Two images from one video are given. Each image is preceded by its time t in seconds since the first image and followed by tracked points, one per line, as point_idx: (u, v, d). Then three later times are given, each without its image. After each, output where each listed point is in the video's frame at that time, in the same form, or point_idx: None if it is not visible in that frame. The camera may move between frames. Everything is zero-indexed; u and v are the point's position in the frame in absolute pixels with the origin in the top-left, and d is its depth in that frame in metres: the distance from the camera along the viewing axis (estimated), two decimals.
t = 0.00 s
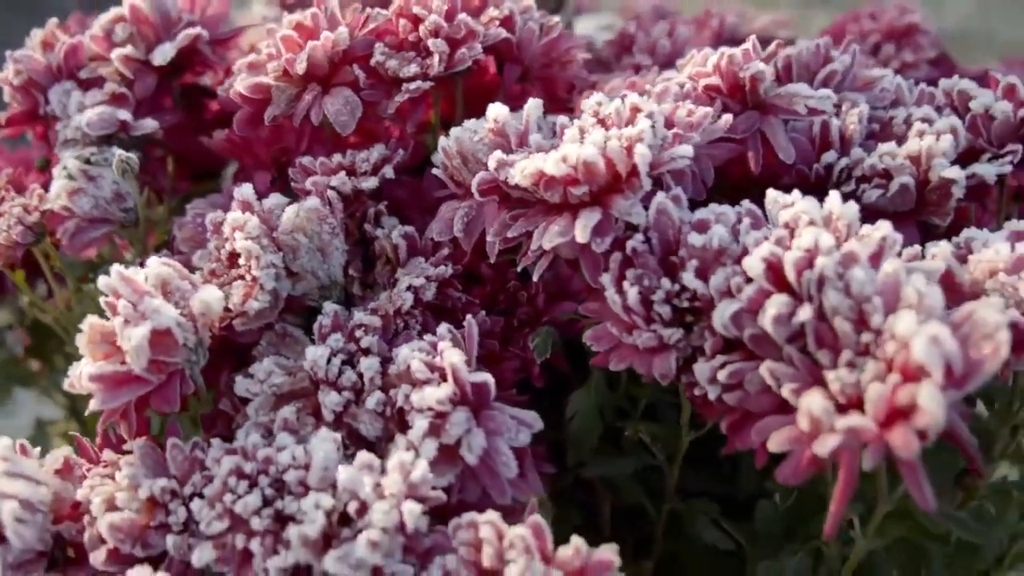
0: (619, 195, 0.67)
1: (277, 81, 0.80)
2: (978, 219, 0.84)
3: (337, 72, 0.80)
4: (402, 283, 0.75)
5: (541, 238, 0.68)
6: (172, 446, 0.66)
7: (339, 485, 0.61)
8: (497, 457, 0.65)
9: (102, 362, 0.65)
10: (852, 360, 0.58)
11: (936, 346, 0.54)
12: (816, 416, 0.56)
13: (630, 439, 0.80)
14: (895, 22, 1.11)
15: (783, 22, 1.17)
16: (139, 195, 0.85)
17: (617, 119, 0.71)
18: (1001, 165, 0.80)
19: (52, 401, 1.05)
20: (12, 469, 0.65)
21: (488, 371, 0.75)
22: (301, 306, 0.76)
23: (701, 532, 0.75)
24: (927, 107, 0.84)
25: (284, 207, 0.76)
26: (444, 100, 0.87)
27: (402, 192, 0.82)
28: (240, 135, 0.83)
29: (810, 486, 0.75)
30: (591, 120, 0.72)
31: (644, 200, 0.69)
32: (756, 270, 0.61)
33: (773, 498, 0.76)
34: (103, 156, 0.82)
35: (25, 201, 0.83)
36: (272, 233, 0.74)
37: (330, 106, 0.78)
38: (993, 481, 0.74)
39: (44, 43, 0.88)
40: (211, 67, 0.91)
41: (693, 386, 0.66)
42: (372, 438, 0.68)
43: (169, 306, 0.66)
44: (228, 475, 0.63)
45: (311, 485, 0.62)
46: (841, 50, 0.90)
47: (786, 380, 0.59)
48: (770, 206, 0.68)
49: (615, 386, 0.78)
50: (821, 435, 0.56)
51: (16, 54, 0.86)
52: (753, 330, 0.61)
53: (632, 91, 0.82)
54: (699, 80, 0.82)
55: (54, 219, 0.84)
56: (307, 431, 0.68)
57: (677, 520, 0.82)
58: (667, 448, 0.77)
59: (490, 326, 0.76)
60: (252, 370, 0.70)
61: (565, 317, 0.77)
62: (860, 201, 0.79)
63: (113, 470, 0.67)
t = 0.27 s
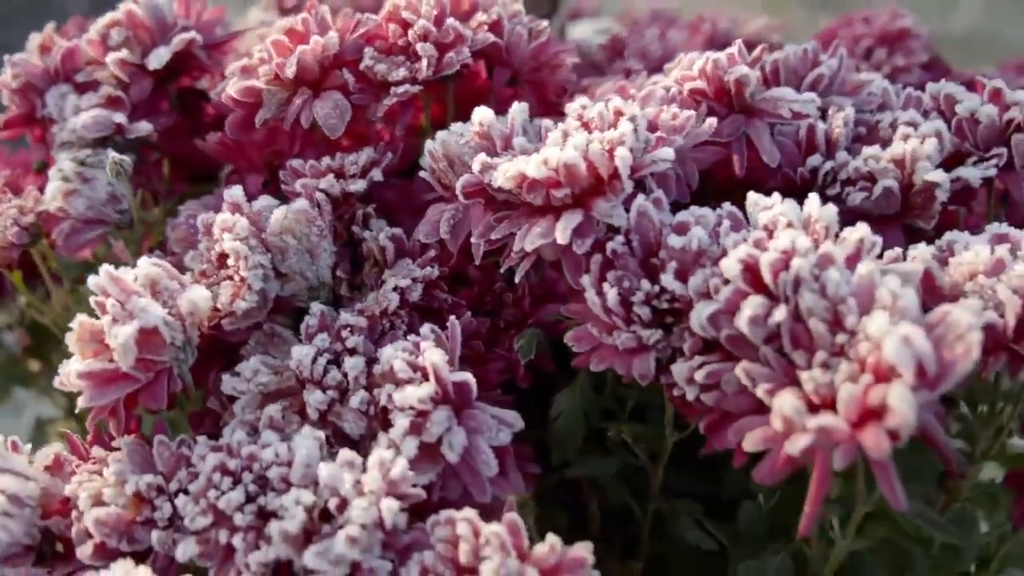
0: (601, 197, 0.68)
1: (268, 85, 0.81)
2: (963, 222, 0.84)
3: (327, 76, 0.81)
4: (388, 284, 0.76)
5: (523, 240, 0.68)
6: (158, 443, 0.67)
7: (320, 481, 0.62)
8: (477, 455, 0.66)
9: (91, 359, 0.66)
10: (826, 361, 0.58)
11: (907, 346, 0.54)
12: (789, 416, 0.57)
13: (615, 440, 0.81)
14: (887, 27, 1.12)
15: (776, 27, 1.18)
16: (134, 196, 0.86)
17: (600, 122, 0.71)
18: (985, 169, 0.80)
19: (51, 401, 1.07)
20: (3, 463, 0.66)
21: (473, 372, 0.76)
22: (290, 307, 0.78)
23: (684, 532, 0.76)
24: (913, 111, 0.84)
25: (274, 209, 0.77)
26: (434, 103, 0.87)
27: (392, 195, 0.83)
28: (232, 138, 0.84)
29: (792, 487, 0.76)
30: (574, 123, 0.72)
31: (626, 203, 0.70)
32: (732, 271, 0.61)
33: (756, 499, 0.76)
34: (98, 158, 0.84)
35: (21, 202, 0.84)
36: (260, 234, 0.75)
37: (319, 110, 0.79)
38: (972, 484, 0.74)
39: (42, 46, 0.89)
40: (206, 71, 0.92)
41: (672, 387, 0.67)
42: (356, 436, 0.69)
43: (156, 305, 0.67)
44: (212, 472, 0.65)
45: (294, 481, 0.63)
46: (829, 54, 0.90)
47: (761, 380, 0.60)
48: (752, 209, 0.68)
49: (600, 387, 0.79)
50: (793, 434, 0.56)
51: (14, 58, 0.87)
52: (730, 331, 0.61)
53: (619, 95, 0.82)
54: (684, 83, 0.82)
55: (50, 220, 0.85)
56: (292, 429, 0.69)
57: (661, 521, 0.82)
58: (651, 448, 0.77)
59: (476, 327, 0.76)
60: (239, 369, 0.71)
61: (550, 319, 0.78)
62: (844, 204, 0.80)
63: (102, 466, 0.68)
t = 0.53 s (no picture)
0: (577, 198, 0.68)
1: (252, 89, 0.82)
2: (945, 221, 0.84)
3: (311, 79, 0.82)
4: (369, 285, 0.77)
5: (500, 240, 0.69)
6: (141, 441, 0.68)
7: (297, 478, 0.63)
8: (454, 453, 0.67)
9: (74, 359, 0.67)
10: (796, 358, 0.59)
11: (874, 343, 0.54)
12: (757, 413, 0.57)
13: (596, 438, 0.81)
14: (875, 27, 1.12)
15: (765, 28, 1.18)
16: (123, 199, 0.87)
17: (578, 123, 0.72)
18: (965, 168, 0.80)
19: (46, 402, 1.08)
20: None
21: (454, 371, 0.77)
22: (274, 308, 0.78)
23: (662, 530, 0.77)
24: (895, 111, 0.85)
25: (258, 211, 0.78)
26: (418, 106, 0.88)
27: (376, 196, 0.84)
28: (218, 141, 0.85)
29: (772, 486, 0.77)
30: (552, 124, 0.73)
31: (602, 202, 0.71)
32: (704, 270, 0.62)
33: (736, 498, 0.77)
34: (87, 161, 0.85)
35: (12, 206, 0.86)
36: (244, 236, 0.76)
37: (303, 114, 0.80)
38: (952, 482, 0.74)
39: (33, 52, 0.90)
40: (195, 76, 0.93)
41: (647, 385, 0.67)
42: (336, 435, 0.70)
43: (138, 305, 0.68)
44: (193, 469, 0.65)
45: (272, 478, 0.64)
46: (811, 55, 0.90)
47: (731, 378, 0.60)
48: (728, 208, 0.68)
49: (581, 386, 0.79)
50: (762, 431, 0.57)
51: (7, 65, 0.89)
52: (702, 328, 0.62)
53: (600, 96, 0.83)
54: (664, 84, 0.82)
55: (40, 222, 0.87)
56: (273, 428, 0.70)
57: (643, 519, 0.83)
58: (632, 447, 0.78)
59: (457, 327, 0.77)
60: (221, 368, 0.72)
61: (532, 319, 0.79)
62: (824, 203, 0.80)
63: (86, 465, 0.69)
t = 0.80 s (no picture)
0: (560, 195, 0.69)
1: (243, 89, 0.83)
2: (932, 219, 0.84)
3: (300, 79, 0.83)
4: (356, 282, 0.77)
5: (483, 236, 0.70)
6: (128, 436, 0.69)
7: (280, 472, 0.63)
8: (437, 448, 0.67)
9: (63, 354, 0.68)
10: (773, 353, 0.59)
11: (849, 338, 0.55)
12: (733, 407, 0.57)
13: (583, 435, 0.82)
14: (867, 27, 1.12)
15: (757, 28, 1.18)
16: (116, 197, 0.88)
17: (562, 121, 0.72)
18: (952, 166, 0.80)
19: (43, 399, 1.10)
20: None
21: (440, 367, 0.77)
22: (262, 305, 0.79)
23: (648, 526, 0.78)
24: (882, 109, 0.85)
25: (247, 209, 0.79)
26: (407, 105, 0.89)
27: (365, 194, 0.85)
28: (209, 141, 0.86)
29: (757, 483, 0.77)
30: (536, 122, 0.74)
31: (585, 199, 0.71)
32: (683, 266, 0.62)
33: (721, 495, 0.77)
34: (81, 160, 0.86)
35: (7, 205, 0.87)
36: (233, 233, 0.77)
37: (292, 113, 0.81)
38: (938, 479, 0.74)
39: (28, 52, 0.91)
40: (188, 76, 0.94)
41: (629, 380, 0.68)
42: (321, 430, 0.70)
43: (126, 301, 0.69)
44: (178, 462, 0.66)
45: (255, 471, 0.64)
46: (800, 54, 0.91)
47: (709, 373, 0.60)
48: (710, 205, 0.69)
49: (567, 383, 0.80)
50: (738, 425, 0.57)
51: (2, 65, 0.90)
52: (681, 324, 0.62)
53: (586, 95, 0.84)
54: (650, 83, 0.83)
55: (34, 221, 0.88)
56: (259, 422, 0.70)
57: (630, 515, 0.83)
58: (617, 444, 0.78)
59: (443, 324, 0.78)
60: (209, 364, 0.73)
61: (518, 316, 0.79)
62: (810, 201, 0.81)
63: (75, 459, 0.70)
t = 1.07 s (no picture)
0: (542, 188, 0.69)
1: (232, 85, 0.84)
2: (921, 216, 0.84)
3: (289, 75, 0.84)
4: (342, 276, 0.78)
5: (467, 230, 0.70)
6: (115, 426, 0.69)
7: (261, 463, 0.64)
8: (418, 440, 0.68)
9: (50, 346, 0.69)
10: (750, 346, 0.59)
11: (824, 329, 0.54)
12: (708, 399, 0.57)
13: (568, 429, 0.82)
14: (862, 24, 1.11)
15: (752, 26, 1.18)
16: (109, 192, 0.89)
17: (545, 116, 0.73)
18: (940, 162, 0.80)
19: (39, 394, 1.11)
20: None
21: (426, 362, 0.77)
22: (251, 298, 0.80)
23: (633, 521, 0.78)
24: (871, 104, 0.85)
25: (235, 203, 0.79)
26: (398, 102, 0.89)
27: (354, 189, 0.85)
28: (200, 137, 0.86)
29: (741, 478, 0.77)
30: (520, 117, 0.74)
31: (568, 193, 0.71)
32: (662, 259, 0.62)
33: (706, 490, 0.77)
34: (74, 156, 0.86)
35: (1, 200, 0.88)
36: (221, 228, 0.78)
37: (281, 109, 0.82)
38: (923, 473, 0.74)
39: (24, 49, 0.92)
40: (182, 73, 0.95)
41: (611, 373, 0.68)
42: (305, 422, 0.71)
43: (112, 294, 0.70)
44: (162, 453, 0.67)
45: (237, 462, 0.65)
46: (790, 50, 0.91)
47: (687, 365, 0.60)
48: (692, 199, 0.69)
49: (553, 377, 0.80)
50: (712, 417, 0.57)
51: None
52: (659, 317, 0.62)
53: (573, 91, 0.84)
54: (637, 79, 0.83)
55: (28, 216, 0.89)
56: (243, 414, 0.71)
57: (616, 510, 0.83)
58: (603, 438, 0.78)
59: (429, 318, 0.78)
60: (195, 356, 0.74)
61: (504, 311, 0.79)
62: (797, 196, 0.81)
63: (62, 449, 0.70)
